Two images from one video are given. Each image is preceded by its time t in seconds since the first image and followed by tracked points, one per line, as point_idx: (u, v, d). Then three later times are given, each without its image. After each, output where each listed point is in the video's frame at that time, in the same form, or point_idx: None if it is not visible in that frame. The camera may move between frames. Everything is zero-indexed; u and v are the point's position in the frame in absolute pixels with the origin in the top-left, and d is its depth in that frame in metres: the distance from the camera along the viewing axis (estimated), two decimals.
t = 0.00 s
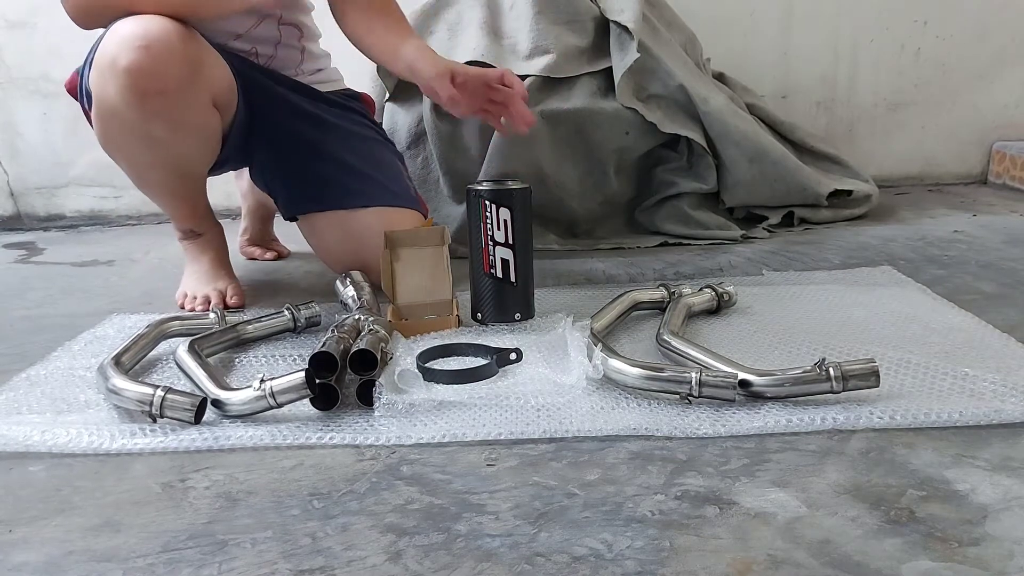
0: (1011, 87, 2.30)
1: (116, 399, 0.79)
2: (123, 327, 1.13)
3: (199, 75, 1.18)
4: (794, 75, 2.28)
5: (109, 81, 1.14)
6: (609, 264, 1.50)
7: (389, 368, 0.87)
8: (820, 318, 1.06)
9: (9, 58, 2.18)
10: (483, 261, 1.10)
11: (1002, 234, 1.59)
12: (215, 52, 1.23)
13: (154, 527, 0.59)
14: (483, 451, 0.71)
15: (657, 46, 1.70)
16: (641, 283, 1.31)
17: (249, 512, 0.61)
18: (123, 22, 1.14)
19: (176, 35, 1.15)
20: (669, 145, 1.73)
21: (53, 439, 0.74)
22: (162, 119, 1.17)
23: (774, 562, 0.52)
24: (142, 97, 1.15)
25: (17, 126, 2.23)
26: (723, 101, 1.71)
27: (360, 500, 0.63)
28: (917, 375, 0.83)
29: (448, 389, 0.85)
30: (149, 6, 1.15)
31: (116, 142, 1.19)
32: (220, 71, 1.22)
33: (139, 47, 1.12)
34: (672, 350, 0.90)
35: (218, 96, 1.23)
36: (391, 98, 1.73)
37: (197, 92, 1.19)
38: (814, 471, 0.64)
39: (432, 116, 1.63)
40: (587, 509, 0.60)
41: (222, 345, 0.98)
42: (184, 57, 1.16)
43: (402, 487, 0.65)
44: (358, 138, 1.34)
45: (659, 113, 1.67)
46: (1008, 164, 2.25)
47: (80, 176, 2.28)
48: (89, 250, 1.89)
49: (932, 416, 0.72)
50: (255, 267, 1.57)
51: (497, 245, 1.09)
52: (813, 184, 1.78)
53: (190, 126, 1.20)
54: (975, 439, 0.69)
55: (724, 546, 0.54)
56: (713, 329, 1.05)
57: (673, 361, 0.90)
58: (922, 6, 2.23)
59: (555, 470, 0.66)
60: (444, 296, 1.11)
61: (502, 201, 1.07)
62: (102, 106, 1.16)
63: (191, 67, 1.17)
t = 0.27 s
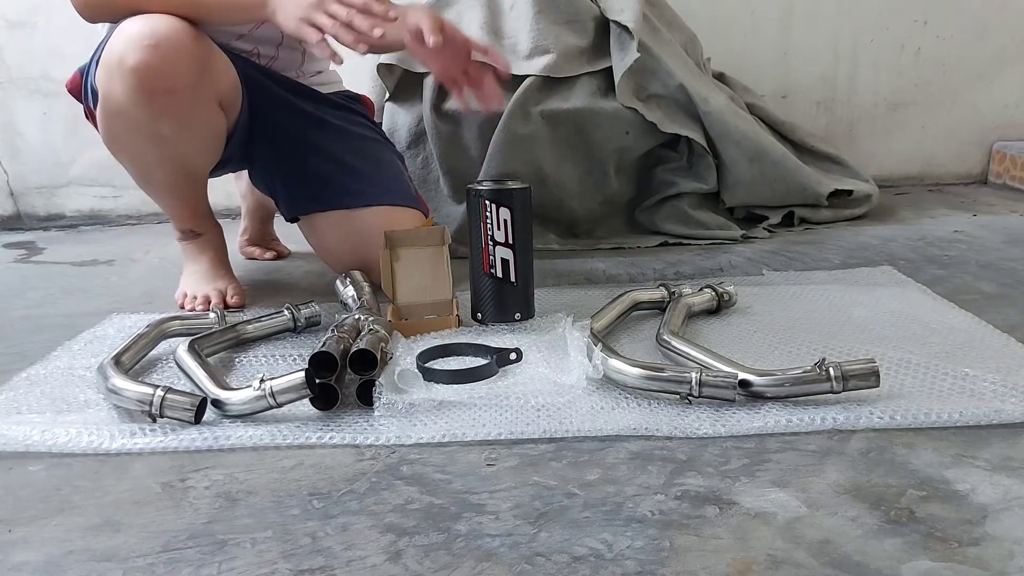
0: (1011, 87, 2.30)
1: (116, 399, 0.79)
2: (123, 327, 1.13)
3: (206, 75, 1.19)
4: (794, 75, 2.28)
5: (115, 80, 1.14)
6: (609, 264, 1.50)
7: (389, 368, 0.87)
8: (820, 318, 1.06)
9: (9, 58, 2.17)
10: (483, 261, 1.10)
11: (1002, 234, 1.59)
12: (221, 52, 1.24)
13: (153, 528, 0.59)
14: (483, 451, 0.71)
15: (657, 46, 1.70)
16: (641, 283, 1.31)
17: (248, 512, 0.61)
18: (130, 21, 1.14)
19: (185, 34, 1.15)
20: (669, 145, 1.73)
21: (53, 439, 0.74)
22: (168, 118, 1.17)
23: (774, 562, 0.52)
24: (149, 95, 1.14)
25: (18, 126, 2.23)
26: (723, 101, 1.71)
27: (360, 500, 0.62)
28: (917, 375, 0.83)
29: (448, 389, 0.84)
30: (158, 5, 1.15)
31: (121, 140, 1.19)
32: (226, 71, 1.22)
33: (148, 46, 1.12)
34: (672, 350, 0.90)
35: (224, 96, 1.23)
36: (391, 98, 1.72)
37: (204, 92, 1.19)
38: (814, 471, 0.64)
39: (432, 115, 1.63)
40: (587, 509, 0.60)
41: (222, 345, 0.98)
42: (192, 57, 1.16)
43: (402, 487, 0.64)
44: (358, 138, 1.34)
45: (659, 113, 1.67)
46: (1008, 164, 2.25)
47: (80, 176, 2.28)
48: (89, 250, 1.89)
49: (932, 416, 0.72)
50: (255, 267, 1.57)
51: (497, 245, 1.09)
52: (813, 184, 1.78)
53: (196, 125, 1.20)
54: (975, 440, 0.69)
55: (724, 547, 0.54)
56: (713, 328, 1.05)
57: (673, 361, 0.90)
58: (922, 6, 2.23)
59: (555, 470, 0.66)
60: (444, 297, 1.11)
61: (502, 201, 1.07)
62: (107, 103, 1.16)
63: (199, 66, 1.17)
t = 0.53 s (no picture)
0: (1011, 87, 2.30)
1: (116, 399, 0.79)
2: (123, 327, 1.13)
3: (207, 74, 1.19)
4: (794, 75, 2.28)
5: (117, 79, 1.14)
6: (609, 264, 1.50)
7: (389, 368, 0.86)
8: (821, 318, 1.06)
9: (9, 58, 2.17)
10: (483, 261, 1.10)
11: (1002, 234, 1.59)
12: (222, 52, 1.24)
13: (153, 527, 0.59)
14: (483, 451, 0.71)
15: (657, 46, 1.70)
16: (641, 283, 1.31)
17: (248, 512, 0.61)
18: (131, 21, 1.14)
19: (186, 34, 1.15)
20: (669, 145, 1.73)
21: (53, 438, 0.74)
22: (170, 117, 1.17)
23: (774, 562, 0.52)
24: (151, 94, 1.14)
25: (18, 126, 2.23)
26: (723, 101, 1.71)
27: (360, 500, 0.62)
28: (917, 375, 0.82)
29: (448, 389, 0.84)
30: (159, 5, 1.15)
31: (122, 140, 1.19)
32: (226, 70, 1.22)
33: (149, 45, 1.12)
34: (672, 350, 0.90)
35: (224, 95, 1.24)
36: (391, 98, 1.72)
37: (205, 91, 1.19)
38: (814, 471, 0.64)
39: (432, 116, 1.63)
40: (587, 509, 0.60)
41: (222, 344, 0.97)
42: (194, 56, 1.16)
43: (402, 487, 0.64)
44: (358, 139, 1.34)
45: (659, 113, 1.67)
46: (1008, 164, 2.25)
47: (80, 176, 2.28)
48: (89, 250, 1.89)
49: (932, 416, 0.72)
50: (255, 267, 1.57)
51: (497, 245, 1.09)
52: (813, 184, 1.78)
53: (197, 124, 1.20)
54: (975, 440, 0.69)
55: (724, 546, 0.54)
56: (713, 328, 1.04)
57: (672, 361, 0.90)
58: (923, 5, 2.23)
59: (555, 470, 0.66)
60: (444, 296, 1.11)
61: (502, 201, 1.07)
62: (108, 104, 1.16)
63: (200, 66, 1.17)
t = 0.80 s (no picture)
0: (1011, 87, 2.30)
1: (116, 399, 0.79)
2: (123, 327, 1.13)
3: (206, 72, 1.19)
4: (794, 75, 2.28)
5: (116, 78, 1.14)
6: (609, 264, 1.50)
7: (389, 368, 0.87)
8: (821, 318, 1.06)
9: (9, 58, 2.18)
10: (483, 261, 1.10)
11: (1002, 234, 1.59)
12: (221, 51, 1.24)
13: (153, 527, 0.59)
14: (483, 451, 0.71)
15: (657, 46, 1.70)
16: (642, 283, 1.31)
17: (249, 512, 0.61)
18: (129, 20, 1.14)
19: (185, 31, 1.15)
20: (669, 145, 1.73)
21: (53, 439, 0.74)
22: (169, 115, 1.17)
23: (774, 562, 0.52)
24: (151, 92, 1.15)
25: (18, 126, 2.23)
26: (723, 101, 1.71)
27: (360, 500, 0.62)
28: (917, 375, 0.83)
29: (448, 389, 0.84)
30: (158, 4, 1.15)
31: (121, 139, 1.19)
32: (226, 68, 1.22)
33: (148, 43, 1.13)
34: (672, 350, 0.90)
35: (224, 94, 1.24)
36: (391, 98, 1.72)
37: (204, 89, 1.19)
38: (814, 471, 0.64)
39: (432, 116, 1.63)
40: (587, 509, 0.60)
41: (222, 345, 0.97)
42: (192, 54, 1.16)
43: (402, 487, 0.64)
44: (358, 139, 1.34)
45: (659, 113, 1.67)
46: (1009, 164, 2.25)
47: (80, 176, 2.28)
48: (89, 250, 1.89)
49: (932, 416, 0.72)
50: (255, 267, 1.57)
51: (497, 245, 1.09)
52: (813, 184, 1.78)
53: (197, 122, 1.20)
54: (975, 439, 0.69)
55: (724, 546, 0.54)
56: (713, 328, 1.05)
57: (672, 361, 0.90)
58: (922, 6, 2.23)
59: (555, 470, 0.66)
60: (444, 296, 1.11)
61: (502, 201, 1.07)
62: (107, 103, 1.16)
63: (199, 63, 1.17)
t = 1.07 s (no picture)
0: (1011, 87, 2.30)
1: (116, 399, 0.79)
2: (123, 327, 1.13)
3: (202, 71, 1.19)
4: (794, 75, 2.28)
5: (113, 78, 1.14)
6: (609, 264, 1.50)
7: (389, 368, 0.87)
8: (821, 318, 1.06)
9: (9, 58, 2.18)
10: (483, 261, 1.10)
11: (1002, 234, 1.59)
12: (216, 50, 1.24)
13: (152, 527, 0.59)
14: (483, 451, 0.71)
15: (657, 46, 1.70)
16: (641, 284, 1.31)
17: (249, 512, 0.61)
18: (125, 21, 1.14)
19: (179, 30, 1.15)
20: (669, 145, 1.73)
21: (53, 439, 0.74)
22: (166, 114, 1.17)
23: (774, 562, 0.52)
24: (146, 91, 1.14)
25: (18, 126, 2.23)
26: (723, 101, 1.71)
27: (360, 500, 0.62)
28: (917, 375, 0.82)
29: (447, 389, 0.84)
30: (153, 4, 1.16)
31: (118, 139, 1.18)
32: (221, 67, 1.22)
33: (143, 42, 1.13)
34: (672, 349, 0.90)
35: (220, 93, 1.24)
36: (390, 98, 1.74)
37: (200, 87, 1.19)
38: (814, 471, 0.64)
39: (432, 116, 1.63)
40: (588, 509, 0.60)
41: (222, 345, 0.97)
42: (188, 53, 1.16)
43: (402, 487, 0.64)
44: (358, 139, 1.34)
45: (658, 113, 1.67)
46: (1008, 164, 2.25)
47: (80, 176, 2.28)
48: (89, 250, 1.89)
49: (933, 416, 0.72)
50: (255, 267, 1.57)
51: (497, 245, 1.09)
52: (813, 184, 1.78)
53: (193, 121, 1.20)
54: (975, 439, 0.69)
55: (724, 546, 0.54)
56: (713, 328, 1.05)
57: (672, 361, 0.90)
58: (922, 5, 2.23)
59: (555, 470, 0.66)
60: (444, 296, 1.11)
61: (502, 201, 1.07)
62: (104, 103, 1.15)
63: (194, 62, 1.17)
